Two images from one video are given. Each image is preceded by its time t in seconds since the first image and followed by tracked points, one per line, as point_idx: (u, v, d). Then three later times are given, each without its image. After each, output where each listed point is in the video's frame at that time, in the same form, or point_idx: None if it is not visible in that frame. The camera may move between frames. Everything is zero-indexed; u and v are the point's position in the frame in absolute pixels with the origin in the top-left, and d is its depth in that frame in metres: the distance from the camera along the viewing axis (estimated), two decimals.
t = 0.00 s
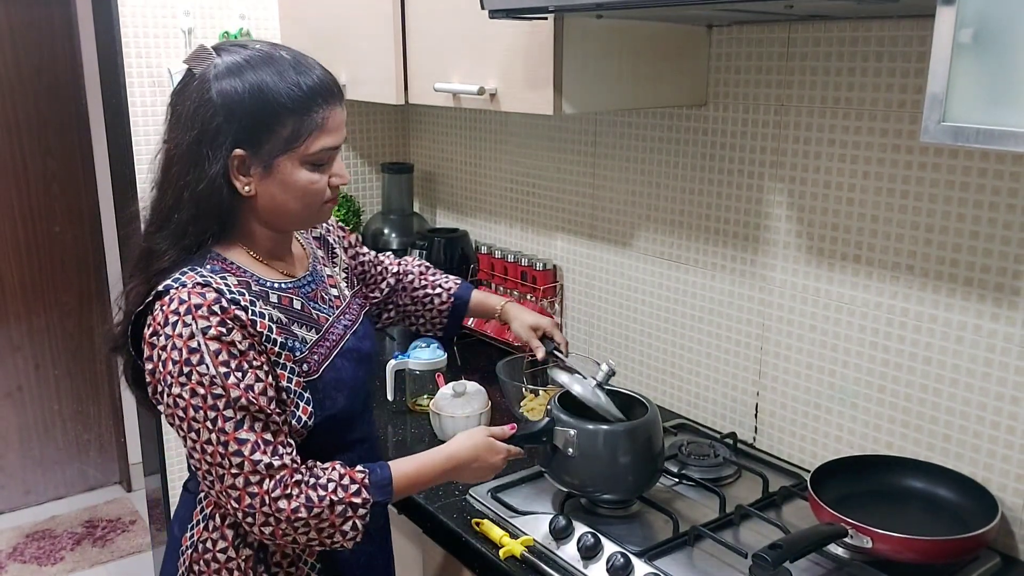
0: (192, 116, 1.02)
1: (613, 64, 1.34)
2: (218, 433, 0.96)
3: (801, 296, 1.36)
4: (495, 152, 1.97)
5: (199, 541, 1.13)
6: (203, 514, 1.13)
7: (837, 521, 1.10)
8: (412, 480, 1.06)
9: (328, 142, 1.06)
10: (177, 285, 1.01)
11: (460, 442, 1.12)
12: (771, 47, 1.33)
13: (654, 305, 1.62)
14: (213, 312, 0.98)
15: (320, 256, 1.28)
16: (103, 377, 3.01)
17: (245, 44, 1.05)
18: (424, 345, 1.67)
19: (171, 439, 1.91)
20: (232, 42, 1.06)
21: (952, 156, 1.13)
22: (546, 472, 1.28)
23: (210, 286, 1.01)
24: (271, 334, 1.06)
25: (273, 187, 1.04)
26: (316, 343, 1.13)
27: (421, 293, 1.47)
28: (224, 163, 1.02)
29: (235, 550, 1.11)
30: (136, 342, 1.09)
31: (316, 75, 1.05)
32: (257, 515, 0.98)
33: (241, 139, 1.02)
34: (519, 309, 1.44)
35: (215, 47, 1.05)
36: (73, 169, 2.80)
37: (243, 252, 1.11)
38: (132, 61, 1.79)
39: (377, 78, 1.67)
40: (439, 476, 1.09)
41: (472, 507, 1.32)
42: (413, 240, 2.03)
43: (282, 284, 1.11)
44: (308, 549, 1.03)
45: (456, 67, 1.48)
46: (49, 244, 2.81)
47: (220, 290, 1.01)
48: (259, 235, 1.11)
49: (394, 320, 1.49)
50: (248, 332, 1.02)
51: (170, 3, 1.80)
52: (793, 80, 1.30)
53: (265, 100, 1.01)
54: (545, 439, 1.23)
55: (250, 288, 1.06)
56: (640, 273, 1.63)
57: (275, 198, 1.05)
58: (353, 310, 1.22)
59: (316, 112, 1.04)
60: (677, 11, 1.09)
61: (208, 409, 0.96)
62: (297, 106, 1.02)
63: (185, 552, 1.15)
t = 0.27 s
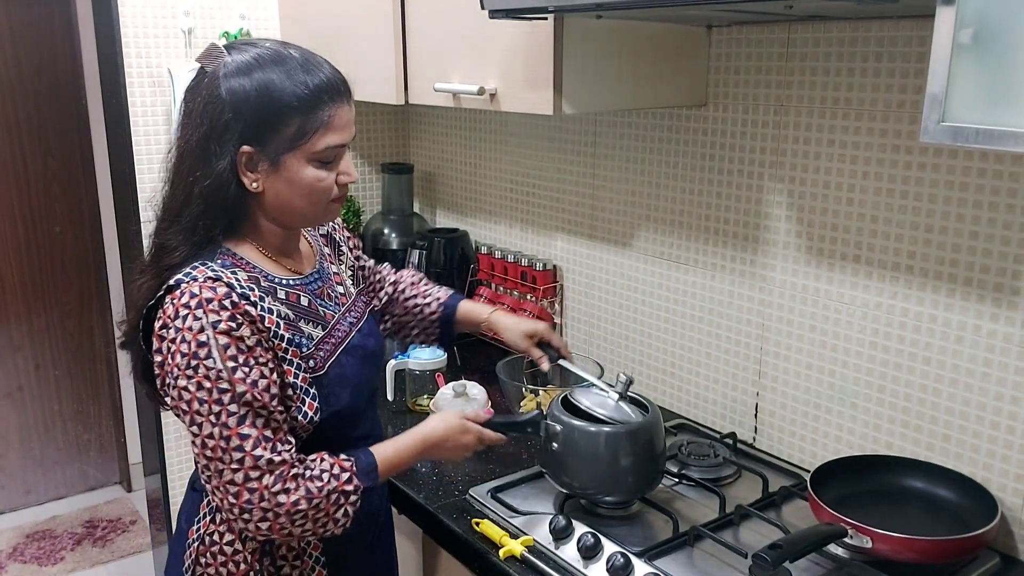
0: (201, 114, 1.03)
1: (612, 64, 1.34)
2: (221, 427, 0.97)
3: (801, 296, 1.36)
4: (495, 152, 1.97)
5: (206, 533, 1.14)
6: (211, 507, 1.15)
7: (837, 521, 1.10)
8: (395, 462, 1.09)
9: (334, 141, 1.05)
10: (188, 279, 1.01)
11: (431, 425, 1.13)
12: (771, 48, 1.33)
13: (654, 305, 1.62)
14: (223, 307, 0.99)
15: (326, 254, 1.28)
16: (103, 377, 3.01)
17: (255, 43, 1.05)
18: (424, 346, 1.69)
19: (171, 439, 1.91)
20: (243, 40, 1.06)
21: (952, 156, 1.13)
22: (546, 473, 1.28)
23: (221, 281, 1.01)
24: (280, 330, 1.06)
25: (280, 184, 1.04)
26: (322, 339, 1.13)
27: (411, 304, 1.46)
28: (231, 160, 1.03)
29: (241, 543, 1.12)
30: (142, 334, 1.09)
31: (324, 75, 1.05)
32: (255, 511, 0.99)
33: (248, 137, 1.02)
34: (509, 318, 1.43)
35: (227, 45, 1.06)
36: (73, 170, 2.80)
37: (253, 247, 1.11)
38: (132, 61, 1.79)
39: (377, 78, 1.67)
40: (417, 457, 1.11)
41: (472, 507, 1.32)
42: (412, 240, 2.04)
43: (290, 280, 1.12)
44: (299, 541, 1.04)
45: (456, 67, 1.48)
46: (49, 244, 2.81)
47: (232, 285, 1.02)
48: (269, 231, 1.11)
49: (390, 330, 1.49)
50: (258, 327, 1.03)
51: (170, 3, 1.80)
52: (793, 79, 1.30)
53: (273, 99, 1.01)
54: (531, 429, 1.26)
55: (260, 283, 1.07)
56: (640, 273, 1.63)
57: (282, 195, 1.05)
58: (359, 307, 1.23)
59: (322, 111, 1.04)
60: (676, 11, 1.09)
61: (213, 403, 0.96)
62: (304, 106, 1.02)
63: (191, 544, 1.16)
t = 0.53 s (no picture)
0: (209, 113, 1.02)
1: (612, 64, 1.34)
2: (267, 414, 0.99)
3: (801, 296, 1.36)
4: (495, 152, 1.97)
5: (210, 534, 1.13)
6: (214, 508, 1.13)
7: (837, 521, 1.10)
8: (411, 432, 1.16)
9: (340, 141, 1.06)
10: (200, 276, 1.01)
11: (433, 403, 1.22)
12: (771, 48, 1.33)
13: (654, 305, 1.62)
14: (244, 300, 1.00)
15: (318, 251, 1.28)
16: (103, 378, 3.01)
17: (264, 45, 1.06)
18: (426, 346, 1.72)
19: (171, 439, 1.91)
20: (251, 43, 1.07)
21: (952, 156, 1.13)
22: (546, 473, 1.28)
23: (236, 275, 1.02)
24: (295, 321, 1.07)
25: (285, 183, 1.05)
26: (330, 331, 1.14)
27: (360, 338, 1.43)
28: (238, 158, 1.02)
29: (248, 542, 1.12)
30: (149, 336, 1.08)
31: (332, 77, 1.06)
32: (310, 489, 1.02)
33: (256, 136, 1.02)
34: (461, 343, 1.45)
35: (235, 47, 1.06)
36: (72, 170, 2.80)
37: (256, 245, 1.11)
38: (132, 61, 1.79)
39: (377, 78, 1.67)
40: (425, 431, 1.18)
41: (472, 507, 1.32)
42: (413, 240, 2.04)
43: (293, 276, 1.12)
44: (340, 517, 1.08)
45: (456, 67, 1.48)
46: (49, 244, 2.81)
47: (247, 279, 1.02)
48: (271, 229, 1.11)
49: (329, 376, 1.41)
50: (276, 320, 1.04)
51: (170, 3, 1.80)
52: (793, 80, 1.30)
53: (283, 99, 1.01)
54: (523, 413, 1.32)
55: (269, 276, 1.07)
56: (640, 273, 1.63)
57: (287, 194, 1.05)
58: (353, 303, 1.24)
59: (330, 112, 1.04)
60: (676, 11, 1.09)
61: (253, 393, 0.98)
62: (313, 106, 1.03)
63: (195, 545, 1.16)
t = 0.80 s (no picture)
0: (204, 112, 1.02)
1: (612, 64, 1.34)
2: (276, 411, 0.99)
3: (801, 296, 1.36)
4: (495, 153, 1.97)
5: (213, 539, 1.12)
6: (215, 513, 1.13)
7: (837, 521, 1.10)
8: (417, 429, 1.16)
9: (335, 143, 1.06)
10: (199, 279, 1.00)
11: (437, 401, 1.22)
12: (771, 48, 1.33)
13: (654, 305, 1.62)
14: (246, 300, 1.01)
15: (304, 252, 1.28)
16: (103, 378, 3.01)
17: (258, 44, 1.06)
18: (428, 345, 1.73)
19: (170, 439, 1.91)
20: (244, 42, 1.06)
21: (952, 156, 1.13)
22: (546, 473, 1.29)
23: (235, 277, 1.02)
24: (295, 320, 1.08)
25: (280, 185, 1.05)
26: (326, 330, 1.15)
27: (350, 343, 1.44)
28: (234, 157, 1.02)
29: (252, 546, 1.12)
30: (146, 340, 1.07)
31: (327, 77, 1.06)
32: (324, 483, 1.02)
33: (252, 135, 1.01)
34: (449, 341, 1.44)
35: (227, 46, 1.06)
36: (73, 170, 2.80)
37: (250, 247, 1.11)
38: (132, 61, 1.79)
39: (376, 78, 1.67)
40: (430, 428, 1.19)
41: (472, 507, 1.32)
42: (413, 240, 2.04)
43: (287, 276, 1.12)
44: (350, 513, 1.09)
45: (456, 67, 1.48)
46: (49, 244, 2.81)
47: (247, 280, 1.03)
48: (264, 229, 1.11)
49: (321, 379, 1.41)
50: (276, 320, 1.05)
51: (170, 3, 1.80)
52: (793, 79, 1.30)
53: (279, 98, 1.01)
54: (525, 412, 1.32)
55: (266, 277, 1.07)
56: (640, 273, 1.63)
57: (282, 198, 1.06)
58: (341, 303, 1.25)
59: (326, 113, 1.05)
60: (676, 11, 1.09)
61: (261, 392, 0.98)
62: (310, 105, 1.03)
63: (195, 552, 1.14)
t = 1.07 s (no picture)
0: (198, 114, 1.01)
1: (612, 64, 1.34)
2: (277, 416, 0.99)
3: (801, 296, 1.36)
4: (495, 153, 1.97)
5: (209, 542, 1.12)
6: (211, 516, 1.12)
7: (837, 521, 1.10)
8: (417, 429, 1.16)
9: (330, 145, 1.06)
10: (197, 285, 1.00)
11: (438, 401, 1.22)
12: (771, 48, 1.33)
13: (654, 305, 1.62)
14: (246, 305, 1.00)
15: (300, 254, 1.28)
16: (103, 378, 3.01)
17: (251, 45, 1.05)
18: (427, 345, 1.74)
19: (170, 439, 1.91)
20: (237, 43, 1.06)
21: (952, 156, 1.13)
22: (546, 474, 1.29)
23: (234, 282, 1.02)
24: (294, 325, 1.07)
25: (275, 188, 1.04)
26: (324, 333, 1.15)
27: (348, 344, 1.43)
28: (229, 160, 1.01)
29: (249, 549, 1.12)
30: (143, 346, 1.07)
31: (322, 78, 1.06)
32: (325, 487, 1.02)
33: (247, 137, 1.01)
34: (450, 343, 1.45)
35: (221, 46, 1.06)
36: (73, 170, 2.80)
37: (246, 251, 1.11)
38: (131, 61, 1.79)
39: (376, 78, 1.67)
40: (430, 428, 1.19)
41: (472, 508, 1.32)
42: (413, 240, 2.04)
43: (284, 280, 1.12)
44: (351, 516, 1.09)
45: (456, 67, 1.48)
46: (49, 245, 2.81)
47: (246, 286, 1.03)
48: (260, 233, 1.11)
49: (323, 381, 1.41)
50: (275, 325, 1.05)
51: (169, 3, 1.80)
52: (793, 79, 1.30)
53: (274, 100, 1.01)
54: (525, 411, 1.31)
55: (263, 283, 1.07)
56: (641, 273, 1.63)
57: (276, 200, 1.06)
58: (337, 305, 1.25)
59: (321, 114, 1.05)
60: (676, 11, 1.09)
61: (262, 397, 0.98)
62: (304, 107, 1.03)
63: (192, 555, 1.14)
